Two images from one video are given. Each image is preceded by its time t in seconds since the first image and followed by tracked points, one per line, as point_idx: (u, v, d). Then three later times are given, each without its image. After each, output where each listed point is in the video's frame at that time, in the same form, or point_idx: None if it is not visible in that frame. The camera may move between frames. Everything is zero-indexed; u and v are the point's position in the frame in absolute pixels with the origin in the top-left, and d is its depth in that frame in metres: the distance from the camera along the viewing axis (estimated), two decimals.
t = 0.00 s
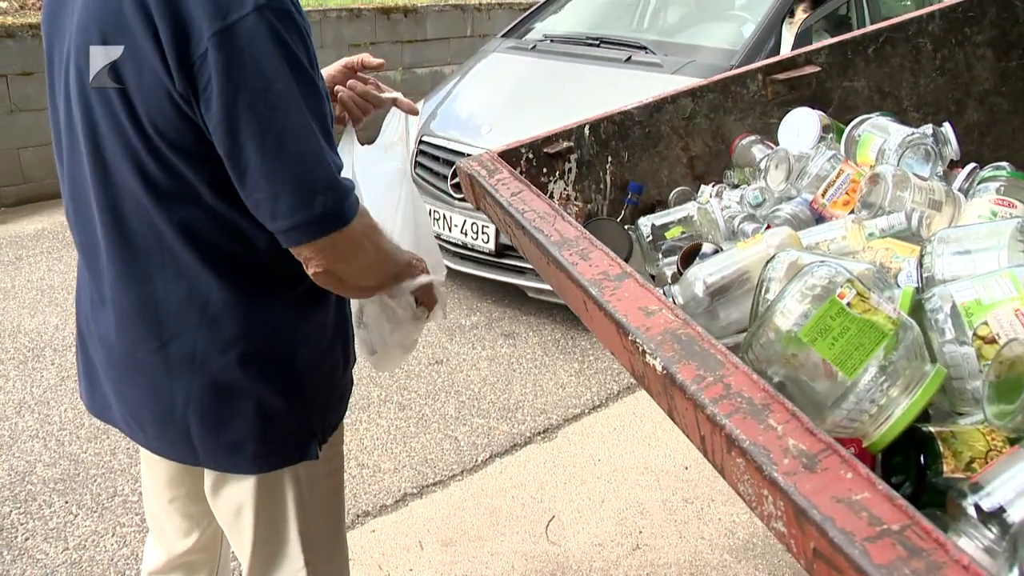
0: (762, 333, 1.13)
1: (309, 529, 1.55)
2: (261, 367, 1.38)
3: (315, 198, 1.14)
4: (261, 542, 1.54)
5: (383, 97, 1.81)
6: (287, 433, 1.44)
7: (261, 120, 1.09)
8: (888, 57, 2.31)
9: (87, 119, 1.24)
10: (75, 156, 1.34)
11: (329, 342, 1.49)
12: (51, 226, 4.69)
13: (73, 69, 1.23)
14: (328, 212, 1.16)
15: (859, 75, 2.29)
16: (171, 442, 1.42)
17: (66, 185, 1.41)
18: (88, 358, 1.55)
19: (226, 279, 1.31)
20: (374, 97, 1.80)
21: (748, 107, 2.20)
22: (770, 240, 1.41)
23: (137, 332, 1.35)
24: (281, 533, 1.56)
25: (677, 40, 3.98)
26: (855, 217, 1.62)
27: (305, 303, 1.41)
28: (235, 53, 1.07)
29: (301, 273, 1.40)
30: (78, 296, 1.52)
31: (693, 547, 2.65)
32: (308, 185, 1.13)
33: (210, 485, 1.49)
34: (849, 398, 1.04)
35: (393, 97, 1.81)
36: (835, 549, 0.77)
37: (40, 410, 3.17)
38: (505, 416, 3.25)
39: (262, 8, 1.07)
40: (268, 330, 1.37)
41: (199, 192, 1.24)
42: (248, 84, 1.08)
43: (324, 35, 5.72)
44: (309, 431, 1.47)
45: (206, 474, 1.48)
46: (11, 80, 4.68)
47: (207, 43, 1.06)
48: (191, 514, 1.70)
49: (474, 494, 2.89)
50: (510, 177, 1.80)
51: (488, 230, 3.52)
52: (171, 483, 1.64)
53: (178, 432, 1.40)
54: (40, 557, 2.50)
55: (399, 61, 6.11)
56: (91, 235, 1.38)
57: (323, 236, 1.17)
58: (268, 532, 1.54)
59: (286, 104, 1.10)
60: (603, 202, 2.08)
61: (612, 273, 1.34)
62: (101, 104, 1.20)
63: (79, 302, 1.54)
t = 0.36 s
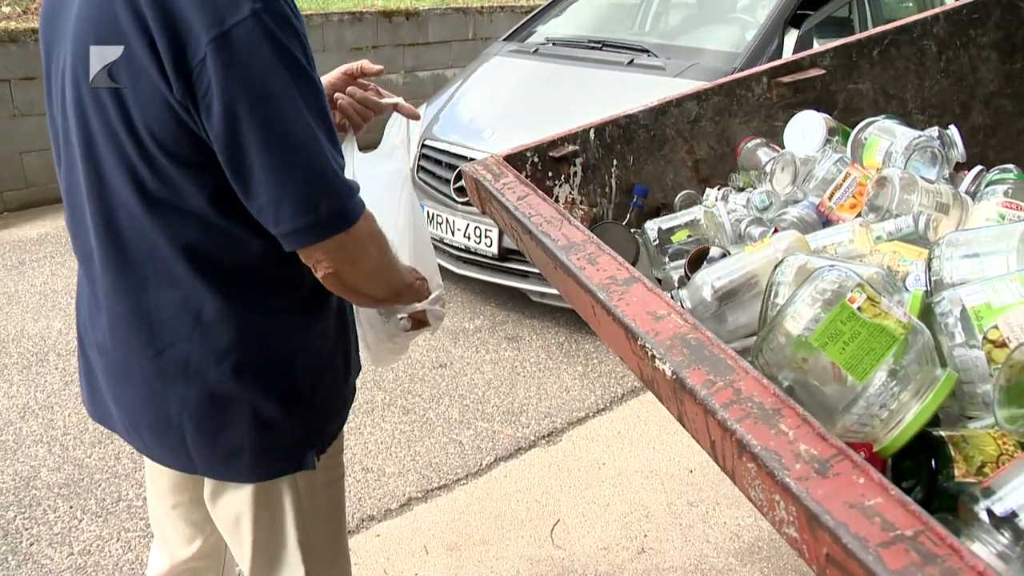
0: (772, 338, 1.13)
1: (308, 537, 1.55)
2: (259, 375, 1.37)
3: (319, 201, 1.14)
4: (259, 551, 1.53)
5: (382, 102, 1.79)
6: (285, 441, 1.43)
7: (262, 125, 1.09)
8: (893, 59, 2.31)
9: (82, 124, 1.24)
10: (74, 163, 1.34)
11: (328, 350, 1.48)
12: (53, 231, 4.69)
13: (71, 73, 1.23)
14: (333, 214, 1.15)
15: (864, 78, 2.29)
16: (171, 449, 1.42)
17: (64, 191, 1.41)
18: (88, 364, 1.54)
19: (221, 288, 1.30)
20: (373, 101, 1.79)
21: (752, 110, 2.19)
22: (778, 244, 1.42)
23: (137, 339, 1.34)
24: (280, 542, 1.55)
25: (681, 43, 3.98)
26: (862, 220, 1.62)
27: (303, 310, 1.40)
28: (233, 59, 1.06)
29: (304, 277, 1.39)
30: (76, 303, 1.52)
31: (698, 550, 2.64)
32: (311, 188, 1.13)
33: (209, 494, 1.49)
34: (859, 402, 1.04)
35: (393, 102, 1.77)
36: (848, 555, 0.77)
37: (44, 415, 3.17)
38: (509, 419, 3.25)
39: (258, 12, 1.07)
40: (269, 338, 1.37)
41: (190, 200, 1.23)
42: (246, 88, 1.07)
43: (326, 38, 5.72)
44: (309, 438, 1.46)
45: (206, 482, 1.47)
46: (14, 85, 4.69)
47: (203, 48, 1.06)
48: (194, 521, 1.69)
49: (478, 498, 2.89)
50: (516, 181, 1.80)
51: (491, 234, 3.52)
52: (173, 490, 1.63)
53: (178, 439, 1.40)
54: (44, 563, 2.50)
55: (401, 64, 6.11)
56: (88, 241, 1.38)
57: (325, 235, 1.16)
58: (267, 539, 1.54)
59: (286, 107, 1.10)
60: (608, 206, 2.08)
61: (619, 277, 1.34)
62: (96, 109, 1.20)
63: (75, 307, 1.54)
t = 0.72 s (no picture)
0: (773, 343, 1.13)
1: (314, 540, 1.55)
2: (266, 378, 1.37)
3: (308, 204, 1.11)
4: (266, 555, 1.53)
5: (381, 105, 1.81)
6: (291, 445, 1.43)
7: (252, 126, 1.08)
8: (890, 63, 2.32)
9: (85, 126, 1.24)
10: (76, 168, 1.34)
11: (332, 355, 1.48)
12: (49, 234, 4.69)
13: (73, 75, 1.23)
14: (319, 219, 1.13)
15: (862, 81, 2.30)
16: (174, 454, 1.41)
17: (66, 197, 1.41)
18: (90, 370, 1.54)
19: (228, 292, 1.30)
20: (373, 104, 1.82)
21: (750, 114, 2.20)
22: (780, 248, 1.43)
23: (140, 344, 1.34)
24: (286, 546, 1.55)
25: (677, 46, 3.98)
26: (861, 224, 1.63)
27: (307, 314, 1.40)
28: (226, 60, 1.06)
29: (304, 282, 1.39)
30: (79, 309, 1.52)
31: (696, 553, 2.64)
32: (298, 193, 1.10)
33: (214, 498, 1.48)
34: (861, 406, 1.04)
35: (393, 102, 1.79)
36: (853, 559, 0.77)
37: (41, 419, 3.16)
38: (507, 422, 3.25)
39: (255, 16, 1.06)
40: (272, 343, 1.36)
41: (195, 202, 1.23)
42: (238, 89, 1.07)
43: (323, 42, 5.73)
44: (312, 444, 1.46)
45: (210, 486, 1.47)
46: (10, 88, 4.68)
47: (200, 50, 1.06)
48: (194, 527, 1.68)
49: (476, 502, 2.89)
50: (515, 185, 1.80)
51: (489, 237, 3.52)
52: (174, 495, 1.63)
53: (182, 444, 1.40)
54: (41, 567, 2.49)
55: (398, 68, 6.11)
56: (91, 244, 1.38)
57: (316, 242, 1.14)
58: (274, 543, 1.53)
59: (277, 108, 1.08)
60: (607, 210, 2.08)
61: (620, 282, 1.34)
62: (98, 111, 1.20)
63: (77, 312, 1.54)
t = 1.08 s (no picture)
0: (765, 343, 1.14)
1: (312, 540, 1.54)
2: (266, 379, 1.37)
3: (306, 188, 1.04)
4: (265, 553, 1.53)
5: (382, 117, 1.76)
6: (290, 445, 1.43)
7: (247, 116, 1.04)
8: (880, 65, 2.33)
9: (86, 125, 1.23)
10: (75, 167, 1.34)
11: (330, 355, 1.48)
12: (39, 235, 4.67)
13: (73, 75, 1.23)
14: (321, 206, 1.06)
15: (853, 83, 2.31)
16: (174, 453, 1.41)
17: (65, 197, 1.41)
18: (88, 368, 1.54)
19: (229, 292, 1.30)
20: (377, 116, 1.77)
21: (742, 115, 2.21)
22: (771, 249, 1.44)
23: (138, 343, 1.34)
24: (285, 545, 1.54)
25: (669, 47, 3.99)
26: (853, 225, 1.65)
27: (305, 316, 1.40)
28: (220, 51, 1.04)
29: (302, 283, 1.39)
30: (78, 307, 1.52)
31: (688, 552, 2.65)
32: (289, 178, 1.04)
33: (213, 497, 1.48)
34: (852, 406, 1.05)
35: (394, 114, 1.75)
36: (843, 556, 0.78)
37: (31, 421, 3.15)
38: (499, 423, 3.25)
39: (244, 5, 1.03)
40: (269, 344, 1.36)
41: (198, 200, 1.23)
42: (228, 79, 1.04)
43: (314, 42, 5.72)
44: (309, 444, 1.46)
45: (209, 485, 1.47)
46: None
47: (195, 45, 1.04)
48: (190, 526, 1.68)
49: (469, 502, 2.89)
50: (508, 186, 1.81)
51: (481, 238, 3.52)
52: (170, 495, 1.62)
53: (180, 443, 1.40)
54: (32, 569, 2.48)
55: (389, 68, 6.11)
56: (91, 244, 1.37)
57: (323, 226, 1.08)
58: (272, 542, 1.53)
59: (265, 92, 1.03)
60: (599, 212, 2.08)
61: (613, 282, 1.34)
62: (100, 110, 1.20)
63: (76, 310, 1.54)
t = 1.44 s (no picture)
0: (761, 341, 1.15)
1: (308, 537, 1.55)
2: (258, 377, 1.37)
3: (357, 194, 1.12)
4: (260, 551, 1.53)
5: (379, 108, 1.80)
6: (284, 442, 1.43)
7: (294, 123, 1.08)
8: (877, 66, 2.34)
9: (92, 122, 1.24)
10: (77, 165, 1.35)
11: (324, 353, 1.49)
12: (38, 234, 4.67)
13: (81, 74, 1.23)
14: (366, 208, 1.14)
15: (849, 84, 2.32)
16: (170, 451, 1.42)
17: (66, 194, 1.41)
18: (85, 366, 1.54)
19: (226, 292, 1.30)
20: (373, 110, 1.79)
21: (740, 116, 2.22)
22: (766, 248, 1.44)
23: (135, 340, 1.34)
24: (280, 542, 1.55)
25: (666, 47, 4.00)
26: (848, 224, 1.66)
27: (301, 315, 1.41)
28: (262, 58, 1.06)
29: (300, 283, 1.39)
30: (75, 303, 1.52)
31: (685, 551, 2.66)
32: (347, 183, 1.12)
33: (208, 494, 1.48)
34: (846, 403, 1.07)
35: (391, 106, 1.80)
36: (837, 551, 0.79)
37: (30, 419, 3.15)
38: (496, 422, 3.26)
39: (283, 14, 1.06)
40: (266, 343, 1.37)
41: (196, 199, 1.22)
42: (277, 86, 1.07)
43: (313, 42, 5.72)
44: (304, 443, 1.46)
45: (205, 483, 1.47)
46: None
47: (232, 52, 1.06)
48: (186, 524, 1.68)
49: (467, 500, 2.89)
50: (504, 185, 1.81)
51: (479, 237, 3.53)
52: (165, 492, 1.63)
53: (176, 441, 1.40)
54: (31, 566, 2.49)
55: (387, 68, 6.11)
56: (89, 243, 1.37)
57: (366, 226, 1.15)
58: (267, 540, 1.53)
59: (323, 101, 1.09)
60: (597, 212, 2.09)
61: (611, 281, 1.35)
62: (107, 108, 1.20)
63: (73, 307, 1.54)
